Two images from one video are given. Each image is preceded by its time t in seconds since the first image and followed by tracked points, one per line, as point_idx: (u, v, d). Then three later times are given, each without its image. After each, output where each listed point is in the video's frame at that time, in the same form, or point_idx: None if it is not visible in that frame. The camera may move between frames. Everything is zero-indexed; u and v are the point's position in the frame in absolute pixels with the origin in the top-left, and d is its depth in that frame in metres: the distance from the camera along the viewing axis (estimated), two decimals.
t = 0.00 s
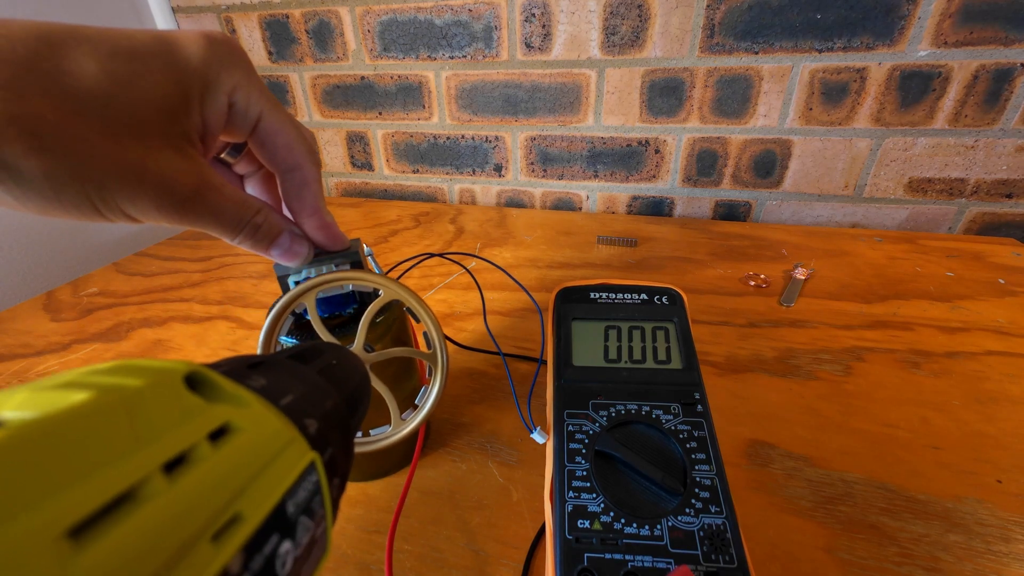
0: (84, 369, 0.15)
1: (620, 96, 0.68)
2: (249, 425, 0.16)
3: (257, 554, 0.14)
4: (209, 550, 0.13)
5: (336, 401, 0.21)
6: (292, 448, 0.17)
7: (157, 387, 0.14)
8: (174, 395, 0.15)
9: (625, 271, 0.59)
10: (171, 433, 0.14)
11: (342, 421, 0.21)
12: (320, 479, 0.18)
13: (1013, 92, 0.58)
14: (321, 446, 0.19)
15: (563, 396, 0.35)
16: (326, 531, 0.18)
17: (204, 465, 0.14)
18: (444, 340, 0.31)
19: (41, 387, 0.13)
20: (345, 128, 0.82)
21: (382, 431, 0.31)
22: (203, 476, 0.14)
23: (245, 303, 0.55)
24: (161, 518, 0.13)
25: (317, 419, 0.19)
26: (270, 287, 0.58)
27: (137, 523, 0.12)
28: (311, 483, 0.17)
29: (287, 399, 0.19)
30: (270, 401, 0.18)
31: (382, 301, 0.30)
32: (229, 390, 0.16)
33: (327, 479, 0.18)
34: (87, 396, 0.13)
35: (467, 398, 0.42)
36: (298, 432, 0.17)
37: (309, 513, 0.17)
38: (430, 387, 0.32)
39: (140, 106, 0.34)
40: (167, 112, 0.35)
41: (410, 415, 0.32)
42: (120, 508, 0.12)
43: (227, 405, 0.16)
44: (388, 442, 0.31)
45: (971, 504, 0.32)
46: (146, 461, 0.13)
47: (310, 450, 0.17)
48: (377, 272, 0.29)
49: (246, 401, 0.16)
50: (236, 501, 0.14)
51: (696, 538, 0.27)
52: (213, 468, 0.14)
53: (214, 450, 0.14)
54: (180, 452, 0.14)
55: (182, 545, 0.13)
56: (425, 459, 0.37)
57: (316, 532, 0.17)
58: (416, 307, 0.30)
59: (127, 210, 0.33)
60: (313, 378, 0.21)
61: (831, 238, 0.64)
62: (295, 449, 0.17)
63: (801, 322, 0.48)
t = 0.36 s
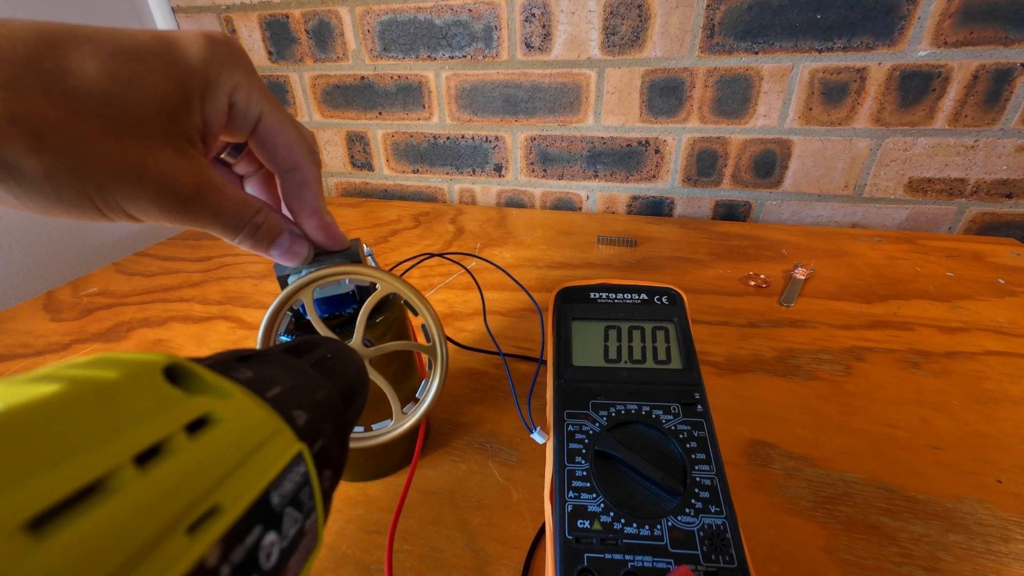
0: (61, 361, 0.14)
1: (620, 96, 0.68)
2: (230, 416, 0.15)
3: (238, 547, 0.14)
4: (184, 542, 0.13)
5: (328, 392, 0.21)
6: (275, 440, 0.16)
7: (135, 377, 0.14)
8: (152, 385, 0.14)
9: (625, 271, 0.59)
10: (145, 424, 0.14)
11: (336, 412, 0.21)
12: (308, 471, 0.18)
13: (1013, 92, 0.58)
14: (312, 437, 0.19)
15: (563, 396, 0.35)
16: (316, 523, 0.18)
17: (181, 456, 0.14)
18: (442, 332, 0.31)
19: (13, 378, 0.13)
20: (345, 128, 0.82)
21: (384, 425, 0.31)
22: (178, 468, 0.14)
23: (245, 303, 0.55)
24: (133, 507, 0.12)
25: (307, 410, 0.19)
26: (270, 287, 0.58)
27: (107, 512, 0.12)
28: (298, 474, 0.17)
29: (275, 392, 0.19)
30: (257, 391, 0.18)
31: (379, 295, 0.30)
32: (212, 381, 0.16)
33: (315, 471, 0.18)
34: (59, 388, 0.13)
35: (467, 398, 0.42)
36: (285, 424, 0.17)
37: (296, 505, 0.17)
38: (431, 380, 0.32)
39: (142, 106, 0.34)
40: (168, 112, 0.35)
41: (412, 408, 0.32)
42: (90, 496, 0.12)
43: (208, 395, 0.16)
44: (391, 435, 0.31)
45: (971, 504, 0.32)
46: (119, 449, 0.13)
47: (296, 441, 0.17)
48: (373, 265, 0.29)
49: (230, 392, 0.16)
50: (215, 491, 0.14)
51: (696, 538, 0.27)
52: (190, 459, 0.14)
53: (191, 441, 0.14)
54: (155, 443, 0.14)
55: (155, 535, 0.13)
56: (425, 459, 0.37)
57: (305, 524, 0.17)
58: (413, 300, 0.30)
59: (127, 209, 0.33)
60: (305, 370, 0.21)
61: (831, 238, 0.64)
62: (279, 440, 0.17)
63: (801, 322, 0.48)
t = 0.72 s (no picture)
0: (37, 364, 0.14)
1: (620, 96, 0.68)
2: (206, 415, 0.15)
3: (216, 547, 0.14)
4: (156, 542, 0.13)
5: (315, 390, 0.21)
6: (254, 439, 0.16)
7: (108, 378, 0.14)
8: (124, 385, 0.14)
9: (625, 271, 0.59)
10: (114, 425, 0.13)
11: (322, 411, 0.21)
12: (292, 470, 0.18)
13: (1013, 93, 0.58)
14: (298, 436, 0.19)
15: (563, 395, 0.35)
16: (303, 522, 0.18)
17: (153, 456, 0.14)
18: (438, 329, 0.31)
19: None
20: (345, 128, 0.82)
21: (382, 423, 0.31)
22: (149, 468, 0.13)
23: (245, 303, 0.55)
24: (100, 507, 0.12)
25: (292, 409, 0.19)
26: (271, 287, 0.58)
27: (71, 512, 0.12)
28: (280, 473, 0.17)
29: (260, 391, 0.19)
30: (239, 390, 0.18)
31: (374, 292, 0.30)
32: (189, 381, 0.16)
33: (300, 470, 0.18)
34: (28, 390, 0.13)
35: (467, 398, 0.42)
36: (267, 423, 0.17)
37: (278, 504, 0.17)
38: (428, 377, 0.32)
39: (147, 104, 0.34)
40: (172, 111, 0.35)
41: (410, 405, 0.32)
42: (56, 496, 0.12)
43: (184, 395, 0.16)
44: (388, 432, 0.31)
45: (971, 504, 0.32)
46: (88, 449, 0.13)
47: (278, 440, 0.17)
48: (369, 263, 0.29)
49: (209, 391, 0.16)
50: (189, 491, 0.14)
51: (696, 538, 0.27)
52: (163, 458, 0.14)
53: (164, 441, 0.14)
54: (126, 443, 0.13)
55: (125, 536, 0.12)
56: (425, 459, 0.37)
57: (290, 524, 0.17)
58: (408, 297, 0.30)
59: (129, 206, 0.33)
60: (292, 369, 0.21)
61: (831, 238, 0.64)
62: (258, 438, 0.16)
63: (801, 322, 0.48)
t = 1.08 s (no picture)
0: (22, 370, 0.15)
1: (620, 96, 0.68)
2: (188, 419, 0.15)
3: (197, 552, 0.14)
4: (132, 549, 0.13)
5: (307, 392, 0.21)
6: (239, 442, 0.16)
7: (88, 383, 0.14)
8: (103, 391, 0.14)
9: (625, 271, 0.59)
10: (91, 432, 0.13)
11: (315, 412, 0.21)
12: (280, 472, 0.17)
13: (1013, 92, 0.58)
14: (287, 438, 0.19)
15: (564, 396, 0.35)
16: (291, 524, 0.18)
17: (130, 461, 0.14)
18: (435, 328, 0.31)
19: None
20: (345, 128, 0.82)
21: (381, 421, 0.31)
22: (125, 474, 0.13)
23: (245, 303, 0.55)
24: (75, 514, 0.12)
25: (282, 411, 0.19)
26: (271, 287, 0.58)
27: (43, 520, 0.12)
28: (267, 476, 0.17)
29: (249, 393, 0.19)
30: (226, 393, 0.18)
31: (370, 291, 0.30)
32: (173, 385, 0.16)
33: (288, 473, 0.18)
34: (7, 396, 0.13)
35: (467, 398, 0.42)
36: (254, 425, 0.17)
37: (264, 507, 0.17)
38: (426, 376, 0.32)
39: (148, 104, 0.34)
40: (173, 112, 0.35)
41: (408, 405, 0.32)
42: (31, 504, 0.12)
43: (166, 399, 0.16)
44: (386, 432, 0.31)
45: (971, 504, 0.32)
46: (63, 456, 0.13)
47: (265, 443, 0.17)
48: (365, 262, 0.29)
49: (192, 395, 0.16)
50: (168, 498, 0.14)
51: (696, 538, 0.27)
52: (141, 463, 0.14)
53: (142, 447, 0.14)
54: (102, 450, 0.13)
55: (102, 542, 0.12)
56: (426, 459, 0.37)
57: (275, 527, 0.17)
58: (405, 296, 0.30)
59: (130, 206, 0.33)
60: (285, 371, 0.21)
61: (831, 238, 0.64)
62: (243, 442, 0.16)
63: (801, 322, 0.48)
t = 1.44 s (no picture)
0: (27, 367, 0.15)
1: (620, 96, 0.68)
2: (188, 415, 0.15)
3: (197, 548, 0.14)
4: (132, 544, 0.13)
5: (307, 390, 0.21)
6: (240, 438, 0.16)
7: (86, 380, 0.14)
8: (103, 388, 0.14)
9: (625, 271, 0.59)
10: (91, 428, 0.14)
11: (315, 409, 0.21)
12: (280, 469, 0.17)
13: (1013, 92, 0.58)
14: (287, 436, 0.19)
15: (564, 396, 0.35)
16: (291, 522, 0.18)
17: (129, 458, 0.14)
18: (434, 325, 0.31)
19: None
20: (345, 128, 0.82)
21: (382, 420, 0.31)
22: (125, 470, 0.13)
23: (245, 303, 0.55)
24: (75, 509, 0.12)
25: (282, 408, 0.19)
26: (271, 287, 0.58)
27: (43, 515, 0.12)
28: (267, 473, 0.17)
29: (249, 391, 0.19)
30: (226, 390, 0.18)
31: (370, 290, 0.30)
32: (172, 382, 0.16)
33: (288, 470, 0.18)
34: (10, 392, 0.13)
35: (467, 398, 0.42)
36: (254, 422, 0.17)
37: (264, 504, 0.17)
38: (426, 374, 0.32)
39: (150, 103, 0.34)
40: (175, 111, 0.35)
41: (409, 403, 0.32)
42: (30, 500, 0.12)
43: (166, 396, 0.16)
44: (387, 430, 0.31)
45: (971, 504, 0.32)
46: (60, 452, 0.13)
47: (265, 440, 0.17)
48: (365, 260, 0.29)
49: (191, 392, 0.16)
50: (168, 493, 0.14)
51: (696, 538, 0.27)
52: (140, 459, 0.14)
53: (141, 443, 0.14)
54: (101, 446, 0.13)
55: (102, 537, 0.12)
56: (426, 459, 0.37)
57: (275, 523, 0.17)
58: (405, 295, 0.30)
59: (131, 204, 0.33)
60: (284, 368, 0.21)
61: (831, 238, 0.64)
62: (243, 438, 0.16)
63: (801, 322, 0.48)
